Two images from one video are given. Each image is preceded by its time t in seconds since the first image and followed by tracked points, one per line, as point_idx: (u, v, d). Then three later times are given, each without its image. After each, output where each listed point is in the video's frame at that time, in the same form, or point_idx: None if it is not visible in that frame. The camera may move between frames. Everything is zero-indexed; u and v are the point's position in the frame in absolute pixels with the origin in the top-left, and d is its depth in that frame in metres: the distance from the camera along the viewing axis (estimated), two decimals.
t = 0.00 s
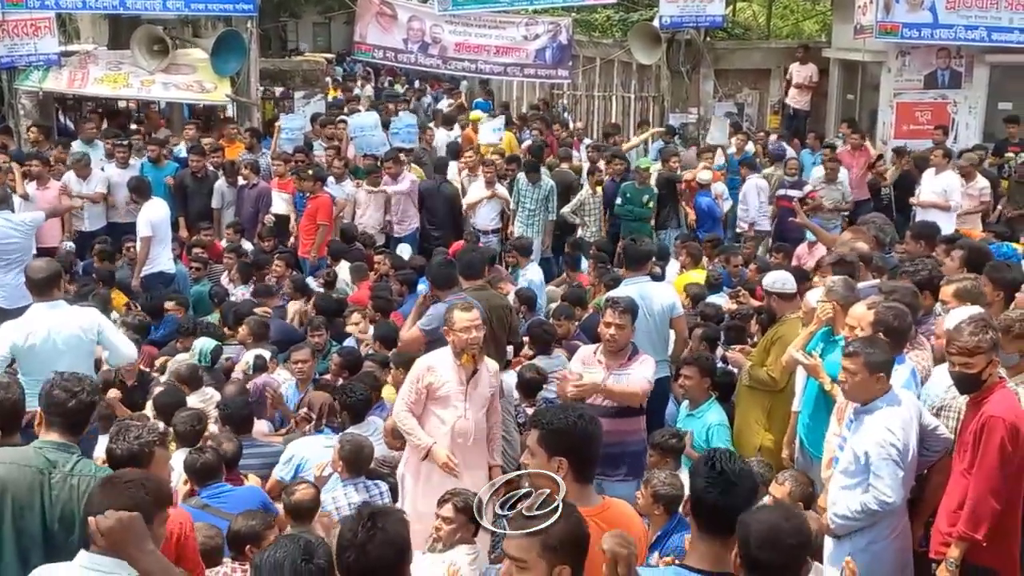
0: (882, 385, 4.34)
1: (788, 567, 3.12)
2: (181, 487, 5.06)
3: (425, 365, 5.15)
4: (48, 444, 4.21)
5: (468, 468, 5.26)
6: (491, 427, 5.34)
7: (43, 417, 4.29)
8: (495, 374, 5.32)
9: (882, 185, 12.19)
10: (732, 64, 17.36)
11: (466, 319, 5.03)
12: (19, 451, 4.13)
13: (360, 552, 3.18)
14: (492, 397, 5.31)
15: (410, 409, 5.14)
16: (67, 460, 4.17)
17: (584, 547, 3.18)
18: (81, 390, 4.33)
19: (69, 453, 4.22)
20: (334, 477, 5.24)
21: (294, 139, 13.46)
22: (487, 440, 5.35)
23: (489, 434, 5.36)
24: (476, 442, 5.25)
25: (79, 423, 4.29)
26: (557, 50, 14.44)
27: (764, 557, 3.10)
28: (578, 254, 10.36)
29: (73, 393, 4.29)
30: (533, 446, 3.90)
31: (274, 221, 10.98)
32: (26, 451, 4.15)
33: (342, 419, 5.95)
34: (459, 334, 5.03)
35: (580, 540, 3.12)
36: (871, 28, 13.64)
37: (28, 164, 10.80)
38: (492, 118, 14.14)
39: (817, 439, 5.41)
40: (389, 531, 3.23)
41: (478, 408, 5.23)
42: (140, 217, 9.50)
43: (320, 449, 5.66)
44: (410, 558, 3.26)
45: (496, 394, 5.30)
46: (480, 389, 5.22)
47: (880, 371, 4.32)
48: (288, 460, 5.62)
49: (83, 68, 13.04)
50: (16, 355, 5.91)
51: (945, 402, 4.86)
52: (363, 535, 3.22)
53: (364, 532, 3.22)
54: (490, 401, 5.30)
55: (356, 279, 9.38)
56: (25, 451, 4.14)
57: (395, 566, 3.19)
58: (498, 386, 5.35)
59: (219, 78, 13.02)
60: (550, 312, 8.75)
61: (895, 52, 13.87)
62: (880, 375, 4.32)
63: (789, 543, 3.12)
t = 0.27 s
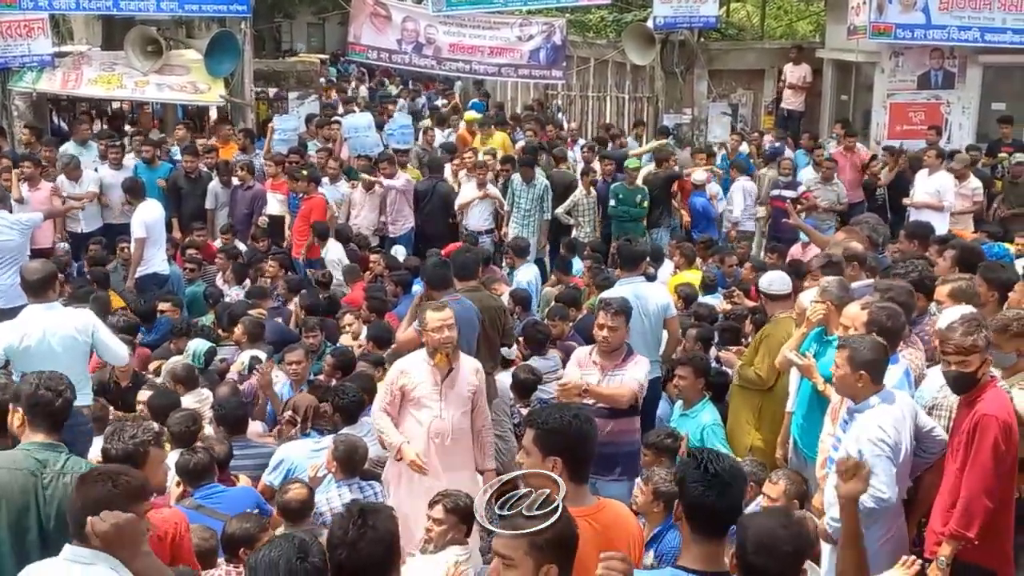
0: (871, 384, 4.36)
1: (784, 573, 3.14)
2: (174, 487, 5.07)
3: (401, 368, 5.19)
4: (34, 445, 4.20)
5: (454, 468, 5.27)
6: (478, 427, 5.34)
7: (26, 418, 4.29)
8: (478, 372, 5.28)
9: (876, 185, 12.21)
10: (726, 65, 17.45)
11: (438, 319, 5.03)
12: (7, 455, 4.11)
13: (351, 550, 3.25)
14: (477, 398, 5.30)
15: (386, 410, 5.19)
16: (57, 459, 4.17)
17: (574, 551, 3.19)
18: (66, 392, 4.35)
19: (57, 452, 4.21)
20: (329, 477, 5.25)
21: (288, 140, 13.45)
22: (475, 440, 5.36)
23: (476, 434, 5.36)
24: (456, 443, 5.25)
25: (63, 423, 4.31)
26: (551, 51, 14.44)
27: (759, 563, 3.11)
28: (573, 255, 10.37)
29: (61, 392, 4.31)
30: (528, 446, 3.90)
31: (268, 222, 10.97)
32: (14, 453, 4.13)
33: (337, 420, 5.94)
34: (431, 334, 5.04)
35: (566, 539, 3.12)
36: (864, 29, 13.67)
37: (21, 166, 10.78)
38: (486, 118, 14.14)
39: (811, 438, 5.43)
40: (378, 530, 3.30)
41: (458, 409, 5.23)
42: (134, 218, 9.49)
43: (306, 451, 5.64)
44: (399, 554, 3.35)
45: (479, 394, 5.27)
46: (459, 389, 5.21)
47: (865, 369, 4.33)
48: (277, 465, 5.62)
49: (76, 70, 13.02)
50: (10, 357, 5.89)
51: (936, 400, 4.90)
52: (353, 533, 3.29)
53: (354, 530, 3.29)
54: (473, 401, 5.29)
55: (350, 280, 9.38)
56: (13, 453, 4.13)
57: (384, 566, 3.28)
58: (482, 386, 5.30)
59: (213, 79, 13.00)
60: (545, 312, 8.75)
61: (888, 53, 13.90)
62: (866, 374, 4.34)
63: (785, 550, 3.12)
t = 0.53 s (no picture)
0: (865, 384, 4.38)
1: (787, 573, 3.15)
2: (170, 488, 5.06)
3: (379, 372, 5.26)
4: (23, 447, 4.20)
5: (434, 467, 5.33)
6: (460, 427, 5.37)
7: (13, 419, 4.28)
8: (457, 371, 5.32)
9: (872, 187, 12.24)
10: (721, 66, 17.34)
11: (410, 320, 5.08)
12: None
13: (348, 545, 3.25)
14: (458, 396, 5.34)
15: (367, 414, 5.25)
16: (47, 459, 4.17)
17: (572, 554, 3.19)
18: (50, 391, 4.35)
19: (46, 452, 4.22)
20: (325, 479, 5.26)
21: (283, 142, 13.45)
22: (457, 440, 5.39)
23: (459, 433, 5.39)
24: (434, 444, 5.30)
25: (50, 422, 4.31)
26: (547, 52, 14.44)
27: (765, 562, 3.14)
28: (568, 256, 10.38)
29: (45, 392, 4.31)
30: (521, 450, 3.91)
31: (265, 224, 10.97)
32: (4, 456, 4.13)
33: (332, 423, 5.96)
34: (402, 337, 5.10)
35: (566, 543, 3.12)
36: (858, 30, 13.69)
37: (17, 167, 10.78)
38: (481, 120, 14.15)
39: (806, 439, 5.43)
40: (375, 526, 3.31)
41: (436, 409, 5.28)
42: (130, 219, 9.49)
43: (298, 455, 5.64)
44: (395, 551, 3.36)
45: (459, 392, 5.31)
46: (436, 389, 5.26)
47: (860, 369, 4.34)
48: (272, 470, 5.63)
49: (72, 71, 13.00)
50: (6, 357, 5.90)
51: (930, 400, 4.91)
52: (350, 528, 3.29)
53: (350, 526, 3.29)
54: (452, 402, 5.33)
55: (346, 282, 9.39)
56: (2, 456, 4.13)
57: (381, 563, 3.29)
58: (461, 385, 5.33)
59: (209, 81, 12.99)
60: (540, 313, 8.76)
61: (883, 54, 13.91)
62: (860, 375, 4.36)
63: (791, 550, 3.15)
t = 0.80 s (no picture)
0: (855, 386, 4.46)
1: (783, 569, 3.20)
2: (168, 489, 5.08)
3: (361, 378, 5.30)
4: (24, 452, 4.20)
5: (417, 467, 5.34)
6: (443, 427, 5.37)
7: (10, 424, 4.31)
8: (436, 370, 5.31)
9: (868, 188, 12.28)
10: (718, 67, 17.55)
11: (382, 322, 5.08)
12: None
13: (346, 544, 3.28)
14: (440, 396, 5.34)
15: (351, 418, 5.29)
16: (48, 463, 4.17)
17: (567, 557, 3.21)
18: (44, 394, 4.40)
19: (46, 457, 4.22)
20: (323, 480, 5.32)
21: (282, 145, 13.46)
22: (439, 437, 5.40)
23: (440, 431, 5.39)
24: (415, 443, 5.30)
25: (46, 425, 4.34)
26: (545, 54, 14.41)
27: (759, 557, 3.17)
28: (566, 257, 10.40)
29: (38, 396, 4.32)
30: (522, 449, 3.92)
31: (263, 226, 10.99)
32: (4, 462, 4.14)
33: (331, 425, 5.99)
34: (374, 341, 5.09)
35: (550, 547, 3.12)
36: (854, 31, 13.72)
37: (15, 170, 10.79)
38: (479, 122, 14.17)
39: (801, 439, 5.46)
40: (374, 526, 3.33)
41: (416, 409, 5.28)
42: (128, 222, 9.51)
43: (299, 458, 5.67)
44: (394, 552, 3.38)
45: (438, 392, 5.30)
46: (415, 389, 5.26)
47: (850, 371, 4.43)
48: (271, 473, 5.64)
49: (70, 74, 13.00)
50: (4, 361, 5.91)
51: (925, 400, 4.87)
52: (348, 528, 3.32)
53: (349, 525, 3.32)
54: (432, 402, 5.33)
55: (344, 284, 9.42)
56: (2, 462, 4.14)
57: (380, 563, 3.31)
58: (441, 384, 5.32)
59: (207, 83, 13.02)
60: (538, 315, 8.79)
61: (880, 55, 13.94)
62: (847, 381, 4.45)
63: (786, 546, 3.20)
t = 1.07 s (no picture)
0: (849, 391, 4.48)
1: (798, 569, 3.19)
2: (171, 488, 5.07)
3: (356, 378, 5.25)
4: (25, 455, 4.16)
5: (412, 468, 5.26)
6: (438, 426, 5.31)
7: (10, 429, 4.28)
8: (431, 369, 5.27)
9: (869, 188, 12.28)
10: (719, 67, 17.55)
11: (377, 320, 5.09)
12: None
13: (351, 544, 3.28)
14: (434, 396, 5.29)
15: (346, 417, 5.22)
16: (50, 467, 4.12)
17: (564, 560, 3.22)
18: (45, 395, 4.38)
19: (47, 461, 4.17)
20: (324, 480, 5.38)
21: (283, 146, 13.46)
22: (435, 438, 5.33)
23: (435, 429, 5.32)
24: (410, 444, 5.24)
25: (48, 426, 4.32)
26: (546, 55, 14.42)
27: (773, 554, 3.18)
28: (567, 257, 10.40)
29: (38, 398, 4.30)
30: (527, 446, 3.90)
31: (264, 227, 11.00)
32: (5, 466, 4.08)
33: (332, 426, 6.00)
34: (367, 337, 5.08)
35: (533, 550, 3.11)
36: (855, 31, 13.72)
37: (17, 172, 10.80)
38: (480, 123, 14.17)
39: (803, 439, 5.46)
40: (378, 526, 3.34)
41: (412, 409, 5.24)
42: (129, 223, 9.50)
43: (301, 458, 5.71)
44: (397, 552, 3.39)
45: (433, 391, 5.26)
46: (409, 389, 5.22)
47: (844, 376, 4.46)
48: (275, 472, 5.63)
49: (71, 75, 13.01)
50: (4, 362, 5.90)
51: (928, 401, 4.89)
52: (352, 529, 3.32)
53: (353, 526, 3.32)
54: (427, 400, 5.28)
55: (345, 285, 9.42)
56: (3, 466, 4.08)
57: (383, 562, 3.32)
58: (437, 382, 5.28)
59: (208, 84, 13.03)
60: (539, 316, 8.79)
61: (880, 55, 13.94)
62: (842, 387, 4.48)
63: (801, 547, 3.19)
